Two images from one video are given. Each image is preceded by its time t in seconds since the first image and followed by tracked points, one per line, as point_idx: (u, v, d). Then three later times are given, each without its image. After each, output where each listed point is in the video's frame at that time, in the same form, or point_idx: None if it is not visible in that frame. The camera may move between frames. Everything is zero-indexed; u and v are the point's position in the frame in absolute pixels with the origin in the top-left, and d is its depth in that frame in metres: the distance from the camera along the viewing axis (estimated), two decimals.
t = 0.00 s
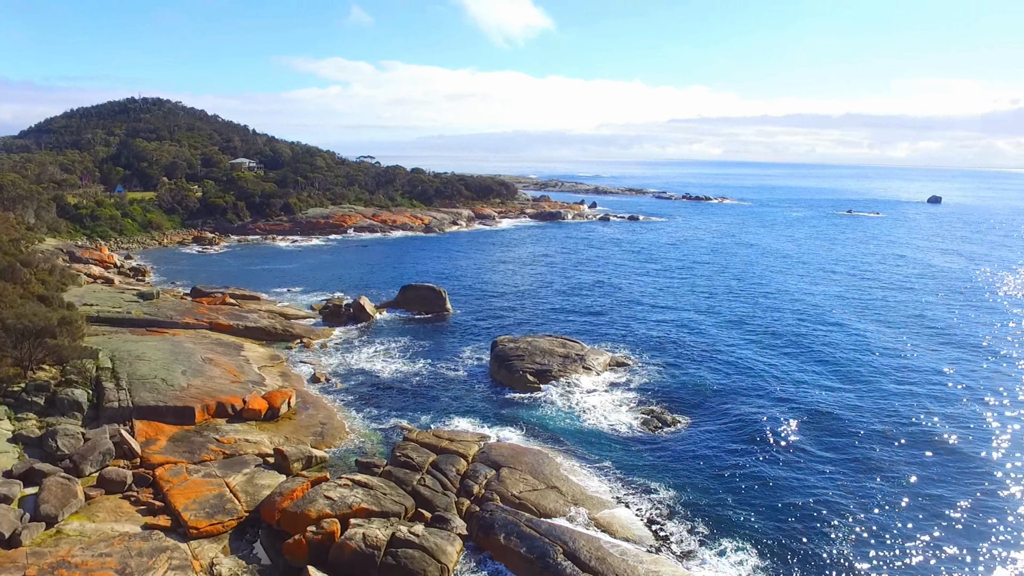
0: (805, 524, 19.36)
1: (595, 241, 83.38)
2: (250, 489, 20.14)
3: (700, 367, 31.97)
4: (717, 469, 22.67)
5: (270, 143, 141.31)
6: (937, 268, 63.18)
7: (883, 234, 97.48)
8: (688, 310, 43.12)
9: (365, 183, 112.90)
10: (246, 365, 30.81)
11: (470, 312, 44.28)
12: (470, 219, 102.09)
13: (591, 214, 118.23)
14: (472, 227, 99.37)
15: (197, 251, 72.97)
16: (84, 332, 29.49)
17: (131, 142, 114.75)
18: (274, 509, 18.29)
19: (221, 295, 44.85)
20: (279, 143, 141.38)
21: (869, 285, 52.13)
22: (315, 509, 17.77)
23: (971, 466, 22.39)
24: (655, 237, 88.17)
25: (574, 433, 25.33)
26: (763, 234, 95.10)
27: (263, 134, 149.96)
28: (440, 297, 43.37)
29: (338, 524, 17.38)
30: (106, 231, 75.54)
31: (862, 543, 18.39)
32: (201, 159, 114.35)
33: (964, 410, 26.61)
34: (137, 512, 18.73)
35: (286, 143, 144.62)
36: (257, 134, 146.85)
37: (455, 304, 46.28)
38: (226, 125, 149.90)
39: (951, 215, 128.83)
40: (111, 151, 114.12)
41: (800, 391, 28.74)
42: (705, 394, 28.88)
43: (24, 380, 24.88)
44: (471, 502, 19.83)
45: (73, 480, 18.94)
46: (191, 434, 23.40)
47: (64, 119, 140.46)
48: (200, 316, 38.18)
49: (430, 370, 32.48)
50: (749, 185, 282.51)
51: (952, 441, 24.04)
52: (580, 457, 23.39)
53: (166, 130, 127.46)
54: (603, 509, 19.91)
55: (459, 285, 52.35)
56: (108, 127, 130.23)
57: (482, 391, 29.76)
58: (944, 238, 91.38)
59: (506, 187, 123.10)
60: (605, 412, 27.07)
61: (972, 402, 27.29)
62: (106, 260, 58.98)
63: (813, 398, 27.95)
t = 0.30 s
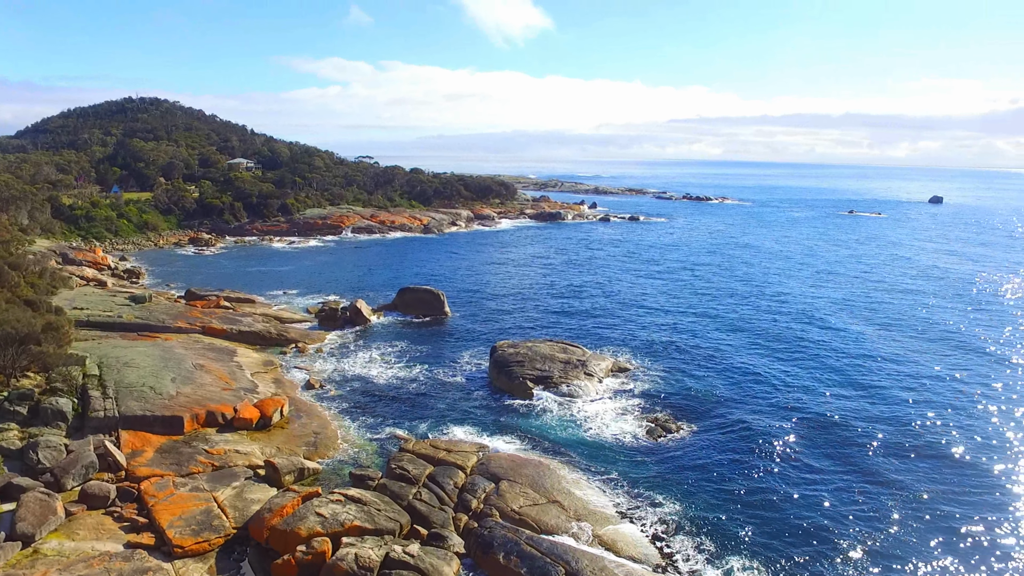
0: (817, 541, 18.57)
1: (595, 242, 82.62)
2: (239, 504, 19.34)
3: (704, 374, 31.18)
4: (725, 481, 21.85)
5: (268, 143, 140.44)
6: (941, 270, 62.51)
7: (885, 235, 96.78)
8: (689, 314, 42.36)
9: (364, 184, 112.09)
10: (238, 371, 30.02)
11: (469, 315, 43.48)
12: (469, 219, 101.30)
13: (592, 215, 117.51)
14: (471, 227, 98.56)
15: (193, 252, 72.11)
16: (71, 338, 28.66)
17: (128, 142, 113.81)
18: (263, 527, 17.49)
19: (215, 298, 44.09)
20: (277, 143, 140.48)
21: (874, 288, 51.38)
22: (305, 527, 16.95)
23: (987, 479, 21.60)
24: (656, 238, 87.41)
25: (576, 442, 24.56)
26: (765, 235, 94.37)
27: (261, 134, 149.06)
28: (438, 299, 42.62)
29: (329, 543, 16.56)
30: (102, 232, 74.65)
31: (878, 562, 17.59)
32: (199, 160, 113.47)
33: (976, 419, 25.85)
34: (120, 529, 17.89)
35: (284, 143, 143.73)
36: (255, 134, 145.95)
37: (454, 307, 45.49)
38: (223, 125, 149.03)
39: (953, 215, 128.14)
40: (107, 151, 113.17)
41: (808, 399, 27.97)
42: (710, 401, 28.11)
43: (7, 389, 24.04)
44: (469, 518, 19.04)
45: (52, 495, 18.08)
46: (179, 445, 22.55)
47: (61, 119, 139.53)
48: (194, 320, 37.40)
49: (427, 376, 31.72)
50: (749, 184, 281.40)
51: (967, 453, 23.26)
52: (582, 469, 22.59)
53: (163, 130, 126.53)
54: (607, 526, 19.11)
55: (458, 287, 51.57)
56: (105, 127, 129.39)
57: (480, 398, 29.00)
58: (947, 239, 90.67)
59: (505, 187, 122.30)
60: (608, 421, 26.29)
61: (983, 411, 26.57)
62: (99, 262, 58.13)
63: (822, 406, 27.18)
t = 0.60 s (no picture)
0: (831, 559, 17.75)
1: (596, 243, 81.88)
2: (227, 520, 18.52)
3: (708, 380, 30.41)
4: (733, 494, 21.03)
5: (266, 143, 139.59)
6: (946, 272, 61.77)
7: (888, 236, 96.10)
8: (692, 317, 41.60)
9: (363, 184, 111.27)
10: (230, 377, 29.20)
11: (468, 318, 42.69)
12: (468, 220, 100.47)
13: (592, 215, 116.82)
14: (471, 228, 97.80)
15: (189, 254, 71.29)
16: (57, 344, 27.84)
17: (125, 142, 112.92)
18: (251, 546, 16.67)
19: (210, 301, 43.29)
20: (276, 143, 139.68)
21: (879, 291, 50.63)
22: (294, 547, 16.13)
23: (1005, 491, 20.82)
24: (657, 240, 86.67)
25: (577, 452, 23.79)
26: (767, 237, 93.57)
27: (259, 134, 148.22)
28: (437, 302, 41.84)
29: (319, 565, 15.73)
30: (97, 233, 73.80)
31: None
32: (196, 160, 112.65)
33: (991, 428, 25.10)
34: (101, 548, 17.06)
35: (283, 143, 142.84)
36: (254, 134, 145.12)
37: (452, 310, 44.69)
38: (222, 125, 148.18)
39: (955, 216, 127.51)
40: (104, 151, 112.29)
41: (814, 406, 27.24)
42: (715, 409, 27.33)
43: None
44: (468, 534, 18.23)
45: (30, 513, 17.23)
46: (166, 457, 21.73)
47: (58, 119, 138.68)
48: (186, 324, 36.59)
49: (424, 382, 30.93)
50: (751, 184, 280.14)
51: (983, 463, 22.48)
52: (585, 481, 21.79)
53: (161, 130, 125.67)
54: (611, 542, 18.31)
55: (457, 289, 50.79)
56: (103, 127, 128.54)
57: (479, 405, 28.22)
58: (950, 240, 90.01)
59: (505, 188, 121.53)
60: (610, 430, 25.51)
61: (996, 419, 25.83)
62: (93, 264, 57.29)
63: (829, 415, 26.42)
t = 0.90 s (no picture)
0: None
1: (596, 244, 81.13)
2: (213, 538, 17.71)
3: (713, 387, 29.64)
4: (741, 508, 20.24)
5: (265, 143, 138.80)
6: (950, 274, 61.09)
7: (890, 237, 95.33)
8: (695, 321, 40.83)
9: (362, 184, 110.51)
10: (222, 385, 28.37)
11: (467, 322, 41.92)
12: (468, 221, 99.68)
13: (592, 215, 116.08)
14: (471, 228, 97.06)
15: (186, 255, 70.47)
16: (43, 351, 27.01)
17: (122, 142, 112.07)
18: (237, 567, 15.84)
19: (204, 305, 42.47)
20: (275, 143, 138.93)
21: (884, 294, 49.88)
22: (282, 569, 15.30)
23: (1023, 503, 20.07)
24: (657, 241, 85.97)
25: (579, 463, 23.00)
26: (768, 238, 92.79)
27: (257, 134, 147.49)
28: (435, 305, 41.05)
29: None
30: (92, 234, 73.00)
31: None
32: (194, 160, 111.90)
33: (1005, 437, 24.34)
34: (80, 569, 16.23)
35: (281, 143, 142.05)
36: (252, 134, 144.39)
37: (451, 313, 43.90)
38: (220, 125, 147.39)
39: (957, 216, 126.82)
40: (101, 152, 111.49)
41: (821, 415, 26.47)
42: (721, 418, 26.55)
43: None
44: (466, 553, 17.41)
45: (5, 532, 16.41)
46: (153, 469, 20.89)
47: (54, 119, 137.86)
48: (179, 329, 35.75)
49: (422, 389, 30.13)
50: (751, 185, 278.38)
51: (999, 475, 21.71)
52: (588, 494, 20.99)
53: (158, 130, 124.93)
54: (615, 560, 17.50)
55: (456, 292, 50.00)
56: (100, 127, 127.76)
57: (478, 413, 27.42)
58: (953, 241, 89.31)
59: (505, 188, 120.81)
60: (613, 440, 24.73)
61: (1011, 428, 25.07)
62: (87, 266, 56.44)
63: (839, 425, 25.60)
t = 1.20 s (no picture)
0: None
1: (597, 245, 80.32)
2: (199, 557, 16.88)
3: (718, 395, 28.85)
4: (750, 524, 19.42)
5: (264, 143, 138.06)
6: (956, 277, 60.35)
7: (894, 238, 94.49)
8: (699, 325, 40.07)
9: (360, 185, 109.67)
10: (213, 392, 27.55)
11: (466, 325, 41.08)
12: (467, 221, 98.91)
13: (593, 216, 115.24)
14: (470, 229, 96.27)
15: (182, 257, 69.62)
16: (28, 358, 26.15)
17: (119, 143, 111.19)
18: None
19: (197, 308, 41.63)
20: (273, 143, 138.06)
21: (890, 298, 49.10)
22: None
23: None
24: (659, 242, 85.16)
25: (581, 475, 22.20)
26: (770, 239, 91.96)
27: (256, 134, 146.68)
28: (434, 309, 40.26)
29: None
30: (87, 236, 72.13)
31: None
32: (192, 161, 111.13)
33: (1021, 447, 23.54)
34: None
35: (280, 143, 141.33)
36: (250, 135, 143.57)
37: (449, 316, 43.10)
38: (218, 125, 146.55)
39: (960, 217, 126.00)
40: (98, 152, 110.60)
41: (831, 424, 25.71)
42: (727, 427, 25.75)
43: None
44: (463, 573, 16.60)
45: None
46: (138, 483, 20.03)
47: (51, 119, 136.96)
48: (171, 334, 34.93)
49: (419, 397, 29.31)
50: (751, 185, 277.21)
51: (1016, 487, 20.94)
52: (591, 509, 20.17)
53: (156, 130, 124.10)
54: None
55: (455, 295, 49.16)
56: (97, 127, 126.93)
57: (476, 421, 26.61)
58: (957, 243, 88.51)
59: (504, 188, 120.03)
60: (617, 451, 23.94)
61: None
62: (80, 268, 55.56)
63: (850, 434, 24.82)
